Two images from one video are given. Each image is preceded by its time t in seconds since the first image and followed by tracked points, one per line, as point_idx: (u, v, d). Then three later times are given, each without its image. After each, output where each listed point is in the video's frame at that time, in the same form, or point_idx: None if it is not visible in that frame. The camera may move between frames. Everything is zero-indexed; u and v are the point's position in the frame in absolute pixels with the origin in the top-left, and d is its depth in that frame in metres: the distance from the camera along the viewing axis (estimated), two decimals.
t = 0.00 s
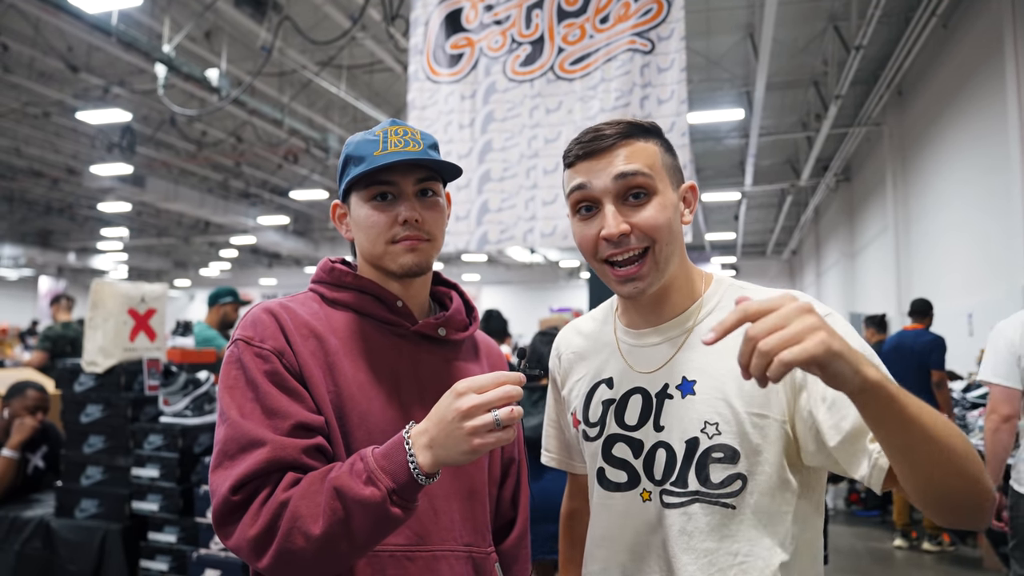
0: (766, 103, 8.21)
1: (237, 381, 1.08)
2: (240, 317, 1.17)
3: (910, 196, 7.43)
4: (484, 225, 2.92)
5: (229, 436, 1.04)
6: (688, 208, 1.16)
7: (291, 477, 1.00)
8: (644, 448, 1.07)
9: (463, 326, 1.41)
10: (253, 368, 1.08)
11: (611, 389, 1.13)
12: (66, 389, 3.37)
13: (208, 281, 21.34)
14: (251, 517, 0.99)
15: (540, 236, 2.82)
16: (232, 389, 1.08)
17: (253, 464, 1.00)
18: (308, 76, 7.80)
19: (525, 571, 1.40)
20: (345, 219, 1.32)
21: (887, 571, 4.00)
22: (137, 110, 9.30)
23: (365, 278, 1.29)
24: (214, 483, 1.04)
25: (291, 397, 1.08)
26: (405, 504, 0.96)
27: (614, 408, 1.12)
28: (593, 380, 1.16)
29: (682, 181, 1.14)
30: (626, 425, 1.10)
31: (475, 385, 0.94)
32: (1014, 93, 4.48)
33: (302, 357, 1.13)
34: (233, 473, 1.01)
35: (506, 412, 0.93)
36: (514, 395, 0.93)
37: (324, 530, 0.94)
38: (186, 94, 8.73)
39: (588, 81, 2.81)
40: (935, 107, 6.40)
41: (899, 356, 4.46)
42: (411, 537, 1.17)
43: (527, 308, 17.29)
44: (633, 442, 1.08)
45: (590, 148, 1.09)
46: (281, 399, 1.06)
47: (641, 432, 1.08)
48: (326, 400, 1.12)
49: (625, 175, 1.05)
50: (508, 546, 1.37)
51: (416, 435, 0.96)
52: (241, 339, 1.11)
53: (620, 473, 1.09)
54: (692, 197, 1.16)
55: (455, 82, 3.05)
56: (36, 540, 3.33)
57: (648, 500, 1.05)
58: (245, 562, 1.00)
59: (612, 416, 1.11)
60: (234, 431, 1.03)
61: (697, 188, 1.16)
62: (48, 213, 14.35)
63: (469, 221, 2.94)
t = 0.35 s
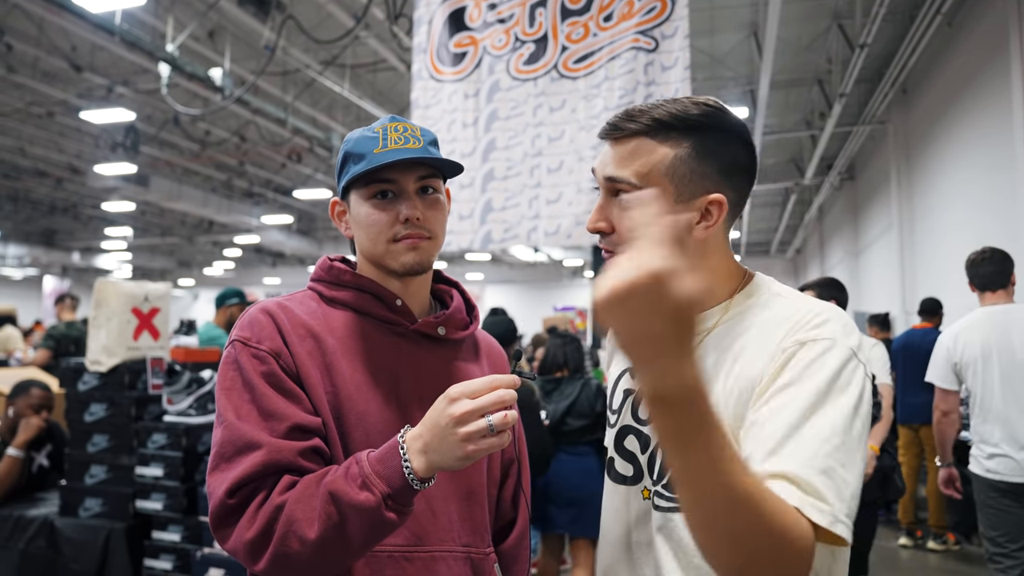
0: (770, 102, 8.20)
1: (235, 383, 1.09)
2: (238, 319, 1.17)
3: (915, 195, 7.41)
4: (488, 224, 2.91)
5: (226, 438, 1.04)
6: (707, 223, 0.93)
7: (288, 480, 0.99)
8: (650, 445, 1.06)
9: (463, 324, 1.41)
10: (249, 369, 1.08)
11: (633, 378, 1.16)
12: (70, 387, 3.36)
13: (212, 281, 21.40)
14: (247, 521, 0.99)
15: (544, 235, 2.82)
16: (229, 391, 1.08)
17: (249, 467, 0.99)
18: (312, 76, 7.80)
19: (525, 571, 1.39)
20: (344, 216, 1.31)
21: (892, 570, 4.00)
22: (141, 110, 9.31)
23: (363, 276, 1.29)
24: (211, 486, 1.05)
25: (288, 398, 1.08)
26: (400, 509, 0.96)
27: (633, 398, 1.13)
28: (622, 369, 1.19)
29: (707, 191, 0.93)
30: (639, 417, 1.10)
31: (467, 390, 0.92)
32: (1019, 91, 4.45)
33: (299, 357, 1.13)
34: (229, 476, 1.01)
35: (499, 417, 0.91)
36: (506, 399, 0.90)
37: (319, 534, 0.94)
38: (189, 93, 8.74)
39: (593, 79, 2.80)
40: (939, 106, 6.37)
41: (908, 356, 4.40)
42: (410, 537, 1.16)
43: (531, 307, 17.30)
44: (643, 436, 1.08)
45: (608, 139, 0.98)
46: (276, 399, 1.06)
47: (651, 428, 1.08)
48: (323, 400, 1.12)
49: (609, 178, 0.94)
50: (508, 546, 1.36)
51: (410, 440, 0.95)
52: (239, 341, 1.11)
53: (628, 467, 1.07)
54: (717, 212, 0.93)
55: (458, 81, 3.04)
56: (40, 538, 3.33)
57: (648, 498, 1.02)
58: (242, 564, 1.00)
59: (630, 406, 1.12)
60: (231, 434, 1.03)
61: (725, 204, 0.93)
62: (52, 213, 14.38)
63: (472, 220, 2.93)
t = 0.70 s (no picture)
0: (769, 103, 8.20)
1: (230, 385, 1.08)
2: (232, 321, 1.16)
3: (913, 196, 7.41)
4: (487, 225, 2.91)
5: (221, 442, 1.03)
6: (736, 200, 1.05)
7: (284, 483, 0.99)
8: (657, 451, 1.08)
9: (460, 325, 1.41)
10: (245, 372, 1.07)
11: (642, 380, 1.17)
12: (68, 388, 3.36)
13: (210, 280, 21.36)
14: (242, 525, 0.99)
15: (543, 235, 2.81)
16: (224, 393, 1.07)
17: (244, 470, 0.99)
18: (311, 76, 7.80)
19: (523, 571, 1.39)
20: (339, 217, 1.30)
21: (891, 571, 4.00)
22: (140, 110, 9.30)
23: (358, 277, 1.28)
24: (207, 490, 1.04)
25: (284, 401, 1.08)
26: (397, 510, 0.95)
27: (641, 400, 1.15)
28: (629, 370, 1.21)
29: (731, 167, 1.03)
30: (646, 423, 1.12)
31: (464, 391, 0.92)
32: (1017, 93, 4.46)
33: (294, 359, 1.13)
34: (224, 480, 1.00)
35: (497, 417, 0.91)
36: (503, 400, 0.90)
37: (316, 537, 0.93)
38: (188, 93, 8.73)
39: (592, 80, 2.79)
40: (938, 108, 6.38)
41: (907, 357, 4.40)
42: (406, 539, 1.16)
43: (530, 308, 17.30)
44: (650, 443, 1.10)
45: (627, 126, 1.02)
46: (272, 402, 1.05)
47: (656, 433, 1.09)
48: (319, 402, 1.11)
49: (646, 162, 0.99)
50: (505, 546, 1.36)
51: (407, 441, 0.95)
52: (233, 343, 1.10)
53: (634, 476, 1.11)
54: (743, 187, 1.04)
55: (458, 82, 3.04)
56: (38, 540, 3.32)
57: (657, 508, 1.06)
58: (239, 568, 1.00)
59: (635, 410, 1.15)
60: (226, 437, 1.03)
61: (749, 177, 1.05)
62: (50, 212, 14.35)
63: (472, 221, 2.93)
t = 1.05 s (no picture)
0: (768, 102, 8.20)
1: (226, 386, 1.08)
2: (227, 323, 1.16)
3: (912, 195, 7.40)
4: (487, 224, 2.91)
5: (217, 443, 1.03)
6: (717, 201, 1.13)
7: (280, 483, 0.99)
8: (654, 453, 1.08)
9: (457, 323, 1.41)
10: (241, 373, 1.07)
11: (631, 389, 1.17)
12: (68, 388, 3.35)
13: (209, 280, 21.34)
14: (240, 525, 0.99)
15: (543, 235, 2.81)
16: (221, 394, 1.07)
17: (240, 471, 0.99)
18: (310, 75, 7.79)
19: (522, 570, 1.39)
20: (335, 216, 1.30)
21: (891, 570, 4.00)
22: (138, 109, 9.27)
23: (355, 276, 1.28)
24: (203, 490, 1.04)
25: (280, 401, 1.08)
26: (392, 510, 0.95)
27: (631, 408, 1.15)
28: (618, 381, 1.21)
29: (713, 172, 1.12)
30: (640, 428, 1.12)
31: (457, 391, 0.92)
32: (1016, 92, 4.45)
33: (290, 359, 1.13)
34: (220, 481, 1.00)
35: (490, 417, 0.91)
36: (497, 400, 0.91)
37: (312, 538, 0.93)
38: (187, 92, 8.71)
39: (591, 80, 2.79)
40: (937, 107, 6.38)
41: (904, 356, 4.39)
42: (404, 538, 1.16)
43: (529, 307, 17.29)
44: (645, 446, 1.10)
45: (618, 133, 1.07)
46: (268, 403, 1.05)
47: (652, 437, 1.09)
48: (315, 402, 1.11)
49: (650, 163, 1.03)
50: (504, 544, 1.36)
51: (401, 441, 0.94)
52: (230, 344, 1.10)
53: (631, 480, 1.11)
54: (722, 190, 1.13)
55: (458, 81, 3.04)
56: (38, 540, 3.32)
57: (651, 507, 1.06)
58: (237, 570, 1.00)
59: (629, 416, 1.15)
60: (223, 438, 1.03)
61: (727, 182, 1.14)
62: (49, 212, 14.33)
63: (472, 220, 2.93)
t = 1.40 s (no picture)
0: (767, 101, 8.21)
1: (226, 384, 1.08)
2: (228, 320, 1.17)
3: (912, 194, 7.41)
4: (486, 223, 2.92)
5: (217, 440, 1.04)
6: (713, 195, 1.15)
7: (279, 481, 0.99)
8: (662, 446, 1.09)
9: (457, 322, 1.41)
10: (241, 370, 1.08)
11: (630, 383, 1.17)
12: (67, 386, 3.36)
13: (208, 278, 21.35)
14: (239, 521, 0.99)
15: (542, 233, 2.82)
16: (221, 392, 1.08)
17: (241, 468, 0.99)
18: (309, 74, 7.79)
19: (521, 569, 1.39)
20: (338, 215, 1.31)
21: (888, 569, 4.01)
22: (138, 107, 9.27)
23: (357, 275, 1.29)
24: (203, 486, 1.04)
25: (280, 399, 1.08)
26: (391, 509, 0.96)
27: (632, 402, 1.14)
28: (613, 376, 1.20)
29: (707, 166, 1.14)
30: (644, 421, 1.12)
31: (456, 391, 0.93)
32: (1015, 92, 4.46)
33: (290, 357, 1.13)
34: (220, 477, 1.01)
35: (489, 417, 0.92)
36: (496, 400, 0.92)
37: (310, 535, 0.94)
38: (187, 91, 8.72)
39: (590, 79, 2.80)
40: (936, 107, 6.39)
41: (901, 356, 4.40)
42: (403, 537, 1.17)
43: (529, 306, 17.30)
44: (651, 440, 1.10)
45: (614, 131, 1.09)
46: (269, 401, 1.06)
47: (659, 430, 1.10)
48: (315, 400, 1.12)
49: (649, 160, 1.05)
50: (504, 543, 1.37)
51: (400, 440, 0.95)
52: (230, 342, 1.11)
53: (636, 474, 1.11)
54: (717, 183, 1.15)
55: (457, 80, 3.04)
56: (37, 538, 3.33)
57: (665, 501, 1.06)
58: (235, 566, 1.00)
59: (630, 410, 1.14)
60: (223, 434, 1.03)
61: (722, 175, 1.16)
62: (48, 210, 14.34)
63: (470, 219, 2.93)
